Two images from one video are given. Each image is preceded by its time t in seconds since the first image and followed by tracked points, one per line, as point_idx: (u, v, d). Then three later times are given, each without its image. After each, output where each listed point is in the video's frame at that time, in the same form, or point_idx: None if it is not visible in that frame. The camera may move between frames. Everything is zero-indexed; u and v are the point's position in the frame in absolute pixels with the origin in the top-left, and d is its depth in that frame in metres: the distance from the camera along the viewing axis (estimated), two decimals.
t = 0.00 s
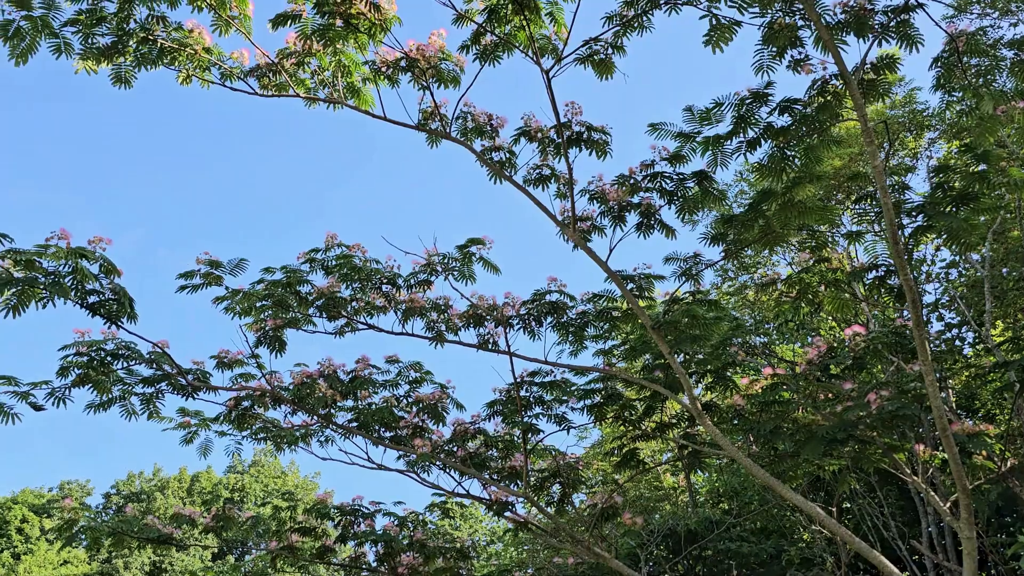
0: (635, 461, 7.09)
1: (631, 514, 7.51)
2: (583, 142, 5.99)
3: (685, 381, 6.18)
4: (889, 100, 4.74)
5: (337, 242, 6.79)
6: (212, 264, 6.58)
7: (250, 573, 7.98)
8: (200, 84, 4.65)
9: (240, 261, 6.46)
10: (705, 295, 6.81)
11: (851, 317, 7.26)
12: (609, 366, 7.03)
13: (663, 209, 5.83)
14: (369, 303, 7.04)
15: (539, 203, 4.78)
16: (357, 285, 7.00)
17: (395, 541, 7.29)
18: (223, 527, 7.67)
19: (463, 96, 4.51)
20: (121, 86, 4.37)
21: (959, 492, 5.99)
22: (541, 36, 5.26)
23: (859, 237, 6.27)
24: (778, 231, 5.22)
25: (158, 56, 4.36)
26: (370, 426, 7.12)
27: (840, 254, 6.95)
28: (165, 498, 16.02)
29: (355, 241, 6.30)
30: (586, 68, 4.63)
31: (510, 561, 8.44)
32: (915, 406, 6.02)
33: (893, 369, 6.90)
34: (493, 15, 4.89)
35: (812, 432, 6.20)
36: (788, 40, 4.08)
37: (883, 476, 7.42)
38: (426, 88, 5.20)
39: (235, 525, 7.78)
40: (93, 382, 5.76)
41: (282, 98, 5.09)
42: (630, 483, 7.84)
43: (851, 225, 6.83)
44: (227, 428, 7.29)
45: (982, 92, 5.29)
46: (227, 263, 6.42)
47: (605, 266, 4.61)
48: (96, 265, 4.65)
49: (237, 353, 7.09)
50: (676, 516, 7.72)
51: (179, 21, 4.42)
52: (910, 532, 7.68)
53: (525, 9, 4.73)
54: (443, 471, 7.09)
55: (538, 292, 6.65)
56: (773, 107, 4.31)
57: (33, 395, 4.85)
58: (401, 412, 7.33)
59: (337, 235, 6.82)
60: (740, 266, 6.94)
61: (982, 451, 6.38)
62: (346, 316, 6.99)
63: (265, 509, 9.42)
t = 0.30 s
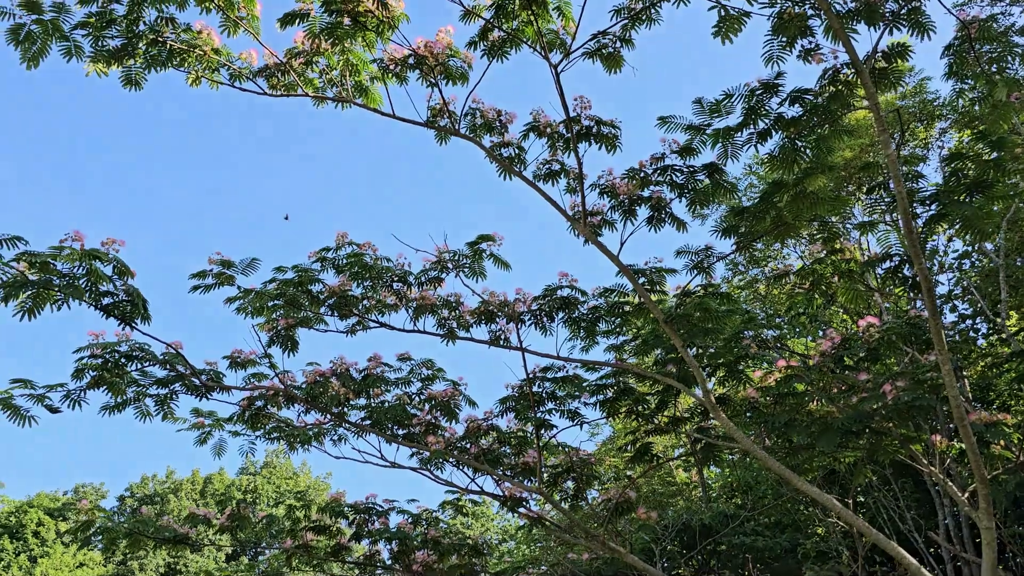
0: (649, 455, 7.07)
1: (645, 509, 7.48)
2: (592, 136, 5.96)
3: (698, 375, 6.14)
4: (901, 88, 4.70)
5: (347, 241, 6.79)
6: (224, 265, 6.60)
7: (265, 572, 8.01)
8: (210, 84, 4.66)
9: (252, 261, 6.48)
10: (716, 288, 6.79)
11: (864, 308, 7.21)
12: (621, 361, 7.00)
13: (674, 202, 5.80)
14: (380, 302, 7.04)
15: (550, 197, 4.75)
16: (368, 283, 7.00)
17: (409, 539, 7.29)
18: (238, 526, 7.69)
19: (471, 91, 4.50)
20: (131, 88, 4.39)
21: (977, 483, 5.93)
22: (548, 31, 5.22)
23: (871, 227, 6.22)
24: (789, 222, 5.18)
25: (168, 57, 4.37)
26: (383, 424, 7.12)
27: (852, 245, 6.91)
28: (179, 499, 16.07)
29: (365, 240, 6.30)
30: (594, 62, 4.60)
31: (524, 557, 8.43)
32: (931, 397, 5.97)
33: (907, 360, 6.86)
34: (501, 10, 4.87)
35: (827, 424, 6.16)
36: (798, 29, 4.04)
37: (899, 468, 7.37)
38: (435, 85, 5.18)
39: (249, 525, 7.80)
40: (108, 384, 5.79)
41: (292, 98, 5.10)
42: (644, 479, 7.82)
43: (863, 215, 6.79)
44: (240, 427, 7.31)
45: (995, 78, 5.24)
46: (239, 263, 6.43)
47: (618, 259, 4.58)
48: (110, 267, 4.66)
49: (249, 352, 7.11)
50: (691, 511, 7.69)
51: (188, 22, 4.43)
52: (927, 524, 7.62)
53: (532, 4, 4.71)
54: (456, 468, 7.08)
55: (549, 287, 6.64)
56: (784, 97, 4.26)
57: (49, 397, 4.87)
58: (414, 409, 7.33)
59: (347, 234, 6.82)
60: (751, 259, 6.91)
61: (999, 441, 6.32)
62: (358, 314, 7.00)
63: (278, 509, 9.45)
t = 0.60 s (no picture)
0: (654, 452, 7.06)
1: (650, 506, 7.48)
2: (596, 132, 5.95)
3: (702, 371, 6.13)
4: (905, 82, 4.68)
5: (351, 239, 6.79)
6: (228, 264, 6.61)
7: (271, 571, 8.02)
8: (213, 83, 4.67)
9: (255, 260, 6.49)
10: (720, 285, 6.78)
11: (869, 304, 7.19)
12: (625, 358, 6.99)
13: (677, 198, 5.79)
14: (384, 300, 7.04)
15: (553, 193, 4.75)
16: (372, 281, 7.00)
17: (414, 537, 7.29)
18: (244, 525, 7.71)
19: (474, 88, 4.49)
20: (135, 87, 4.40)
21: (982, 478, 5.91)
22: (551, 28, 5.21)
23: (876, 222, 6.21)
24: (793, 217, 5.16)
25: (171, 57, 4.38)
26: (388, 423, 7.12)
27: (857, 240, 6.89)
28: (185, 499, 16.12)
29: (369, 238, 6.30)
30: (597, 58, 4.59)
31: (530, 555, 8.43)
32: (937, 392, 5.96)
33: (912, 355, 6.84)
34: (503, 7, 4.85)
35: (832, 420, 6.15)
36: (801, 24, 4.02)
37: (904, 463, 7.35)
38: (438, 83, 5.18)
39: (255, 523, 7.81)
40: (113, 383, 5.80)
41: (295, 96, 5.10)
42: (649, 476, 7.81)
43: (867, 211, 6.77)
44: (245, 426, 7.32)
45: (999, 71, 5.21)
46: (242, 262, 6.44)
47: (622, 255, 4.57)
48: (115, 267, 4.68)
49: (254, 351, 7.11)
50: (696, 507, 7.69)
51: (190, 21, 4.43)
52: (933, 520, 7.60)
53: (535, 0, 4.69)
54: (461, 466, 7.09)
55: (553, 284, 6.63)
56: (787, 92, 4.25)
57: (55, 397, 4.89)
58: (418, 407, 7.33)
59: (351, 232, 6.82)
60: (755, 255, 6.89)
61: (1005, 435, 6.31)
62: (362, 312, 7.01)
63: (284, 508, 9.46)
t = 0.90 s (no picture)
0: (651, 451, 7.07)
1: (648, 505, 7.49)
2: (592, 132, 5.94)
3: (699, 371, 6.14)
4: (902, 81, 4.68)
5: (348, 239, 6.79)
6: (225, 264, 6.61)
7: (269, 571, 8.01)
8: (210, 83, 4.66)
9: (253, 260, 6.50)
10: (717, 284, 6.79)
11: (866, 303, 7.21)
12: (623, 357, 7.00)
13: (674, 198, 5.80)
14: (382, 300, 7.05)
15: (550, 193, 4.75)
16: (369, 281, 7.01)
17: (412, 536, 7.29)
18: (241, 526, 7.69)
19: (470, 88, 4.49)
20: (132, 87, 4.39)
21: (978, 476, 5.93)
22: (548, 27, 5.21)
23: (872, 222, 6.22)
24: (790, 217, 5.17)
25: (168, 57, 4.38)
26: (385, 422, 7.13)
27: (853, 240, 6.90)
28: (183, 499, 16.11)
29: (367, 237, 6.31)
30: (594, 58, 4.60)
31: (528, 554, 8.43)
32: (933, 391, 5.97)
33: (909, 354, 6.85)
34: (500, 7, 4.85)
35: (829, 419, 6.16)
36: (797, 24, 4.02)
37: (901, 462, 7.36)
38: (434, 83, 5.18)
39: (253, 523, 7.80)
40: (110, 383, 5.80)
41: (291, 96, 5.10)
42: (647, 475, 7.82)
43: (864, 210, 6.78)
44: (243, 426, 7.32)
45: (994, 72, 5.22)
46: (239, 262, 6.45)
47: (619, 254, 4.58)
48: (112, 266, 4.68)
49: (251, 351, 7.11)
50: (693, 507, 7.69)
51: (187, 21, 4.42)
52: (930, 519, 7.61)
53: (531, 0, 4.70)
54: (459, 465, 7.09)
55: (550, 284, 6.63)
56: (784, 92, 4.26)
57: (52, 397, 4.88)
58: (416, 407, 7.32)
59: (348, 232, 6.82)
60: (752, 255, 6.90)
61: (1001, 434, 6.32)
62: (360, 312, 7.01)
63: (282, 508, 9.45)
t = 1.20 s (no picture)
0: (643, 452, 7.08)
1: (639, 505, 7.51)
2: (585, 133, 5.94)
3: (691, 372, 6.15)
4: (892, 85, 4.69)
5: (341, 239, 6.79)
6: (217, 264, 6.60)
7: (260, 571, 7.99)
8: (202, 83, 4.65)
9: (245, 260, 6.49)
10: (709, 286, 6.80)
11: (856, 305, 7.23)
12: (614, 358, 7.01)
13: (666, 200, 5.81)
14: (374, 300, 7.04)
15: (542, 195, 4.75)
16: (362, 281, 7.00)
17: (404, 536, 7.29)
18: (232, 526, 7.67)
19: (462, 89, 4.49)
20: (124, 87, 4.39)
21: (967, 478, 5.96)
22: (540, 29, 5.22)
23: (862, 225, 6.24)
24: (781, 219, 5.18)
25: (160, 56, 4.36)
26: (377, 423, 7.12)
27: (845, 242, 6.93)
28: (174, 498, 16.09)
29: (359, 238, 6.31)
30: (586, 60, 4.60)
31: (519, 555, 8.43)
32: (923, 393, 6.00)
33: (899, 357, 6.88)
34: (493, 8, 4.85)
35: (819, 421, 6.18)
36: (789, 27, 4.03)
37: (891, 463, 7.39)
38: (427, 83, 5.18)
39: (244, 523, 7.78)
40: (102, 383, 5.79)
41: (284, 96, 5.09)
42: (638, 475, 7.83)
43: (855, 212, 6.80)
44: (235, 426, 7.31)
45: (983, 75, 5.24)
46: (232, 262, 6.45)
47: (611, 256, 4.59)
48: (103, 266, 4.67)
49: (243, 351, 7.10)
50: (684, 507, 7.71)
51: (180, 21, 4.42)
52: (920, 520, 7.65)
53: (524, 2, 4.70)
54: (451, 466, 7.09)
55: (542, 285, 6.64)
56: (775, 95, 4.27)
57: (43, 397, 4.88)
58: (407, 407, 7.33)
59: (341, 232, 6.81)
60: (743, 257, 6.91)
61: (989, 436, 6.36)
62: (352, 312, 7.00)
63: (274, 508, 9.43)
